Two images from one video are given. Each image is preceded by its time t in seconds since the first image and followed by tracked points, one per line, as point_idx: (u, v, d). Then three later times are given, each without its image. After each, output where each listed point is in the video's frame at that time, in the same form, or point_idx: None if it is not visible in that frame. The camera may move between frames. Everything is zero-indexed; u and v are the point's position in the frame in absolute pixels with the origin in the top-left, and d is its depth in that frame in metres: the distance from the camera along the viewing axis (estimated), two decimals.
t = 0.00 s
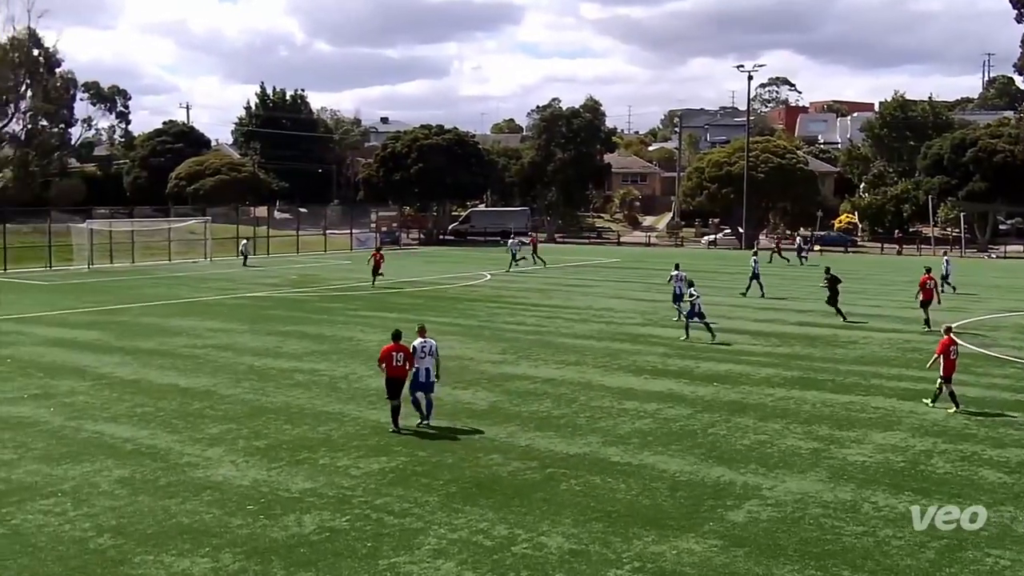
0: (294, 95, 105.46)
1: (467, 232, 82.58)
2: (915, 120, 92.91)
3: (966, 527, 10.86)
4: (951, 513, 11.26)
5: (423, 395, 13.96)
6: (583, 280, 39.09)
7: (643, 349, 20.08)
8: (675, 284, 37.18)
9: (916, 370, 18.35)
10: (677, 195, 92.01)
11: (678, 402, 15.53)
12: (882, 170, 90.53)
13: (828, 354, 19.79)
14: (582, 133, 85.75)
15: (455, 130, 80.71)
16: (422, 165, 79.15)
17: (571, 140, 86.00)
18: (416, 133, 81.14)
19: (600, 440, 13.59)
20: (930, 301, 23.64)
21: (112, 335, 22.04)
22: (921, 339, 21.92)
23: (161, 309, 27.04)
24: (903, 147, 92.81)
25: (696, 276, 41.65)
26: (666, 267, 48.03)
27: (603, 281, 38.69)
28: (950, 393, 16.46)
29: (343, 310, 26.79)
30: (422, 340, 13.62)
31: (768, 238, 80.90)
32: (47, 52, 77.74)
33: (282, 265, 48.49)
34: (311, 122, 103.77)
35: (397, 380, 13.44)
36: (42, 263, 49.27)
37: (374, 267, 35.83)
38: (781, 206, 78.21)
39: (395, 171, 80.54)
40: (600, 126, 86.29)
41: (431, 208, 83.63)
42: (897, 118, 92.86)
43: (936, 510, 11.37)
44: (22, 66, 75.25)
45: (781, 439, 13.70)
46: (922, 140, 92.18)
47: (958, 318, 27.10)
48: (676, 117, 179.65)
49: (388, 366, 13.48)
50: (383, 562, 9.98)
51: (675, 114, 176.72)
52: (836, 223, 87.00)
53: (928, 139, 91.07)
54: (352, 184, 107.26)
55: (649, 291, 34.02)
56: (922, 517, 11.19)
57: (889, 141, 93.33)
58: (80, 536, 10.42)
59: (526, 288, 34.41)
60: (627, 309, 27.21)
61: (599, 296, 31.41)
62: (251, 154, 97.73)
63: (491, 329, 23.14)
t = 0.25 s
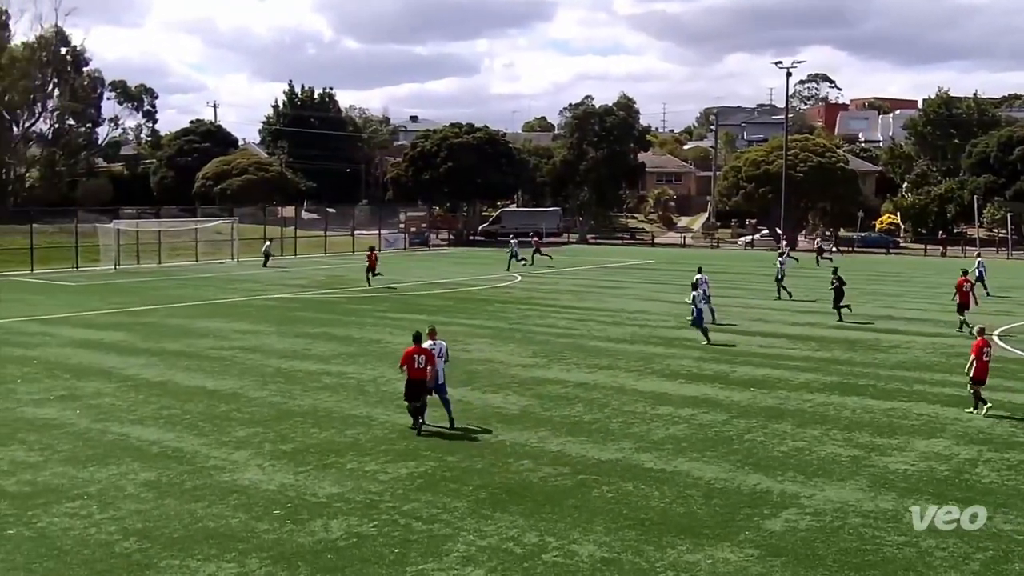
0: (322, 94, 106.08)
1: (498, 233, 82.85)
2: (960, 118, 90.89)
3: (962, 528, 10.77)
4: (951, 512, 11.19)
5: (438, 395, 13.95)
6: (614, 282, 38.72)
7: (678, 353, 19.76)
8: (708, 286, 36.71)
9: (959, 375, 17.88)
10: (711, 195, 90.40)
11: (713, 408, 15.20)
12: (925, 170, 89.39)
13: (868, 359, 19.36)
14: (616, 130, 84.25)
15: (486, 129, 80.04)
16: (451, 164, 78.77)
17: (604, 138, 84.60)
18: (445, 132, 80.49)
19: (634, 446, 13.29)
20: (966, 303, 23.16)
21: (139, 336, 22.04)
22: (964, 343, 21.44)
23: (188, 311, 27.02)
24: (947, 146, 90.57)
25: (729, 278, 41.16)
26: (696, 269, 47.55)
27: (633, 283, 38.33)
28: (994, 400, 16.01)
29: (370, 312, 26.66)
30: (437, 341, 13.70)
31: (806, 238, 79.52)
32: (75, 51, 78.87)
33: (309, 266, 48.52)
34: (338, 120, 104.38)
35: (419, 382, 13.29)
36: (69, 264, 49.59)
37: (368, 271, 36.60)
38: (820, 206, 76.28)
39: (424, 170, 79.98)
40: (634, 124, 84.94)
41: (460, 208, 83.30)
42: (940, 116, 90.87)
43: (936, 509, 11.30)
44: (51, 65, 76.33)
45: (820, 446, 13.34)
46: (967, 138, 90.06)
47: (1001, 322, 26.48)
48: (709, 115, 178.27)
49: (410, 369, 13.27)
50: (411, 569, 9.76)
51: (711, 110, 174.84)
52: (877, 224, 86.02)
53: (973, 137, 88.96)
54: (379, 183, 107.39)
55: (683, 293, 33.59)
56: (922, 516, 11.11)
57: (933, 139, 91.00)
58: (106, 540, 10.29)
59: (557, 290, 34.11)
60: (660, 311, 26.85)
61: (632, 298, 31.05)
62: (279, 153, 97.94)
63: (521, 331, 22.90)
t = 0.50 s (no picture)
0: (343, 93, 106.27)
1: (521, 233, 82.27)
2: (994, 116, 89.81)
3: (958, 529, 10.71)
4: (950, 512, 11.14)
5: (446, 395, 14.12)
6: (638, 284, 38.41)
7: (704, 357, 19.52)
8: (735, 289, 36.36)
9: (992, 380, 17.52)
10: (740, 196, 89.28)
11: (740, 413, 14.95)
12: (960, 170, 88.44)
13: (899, 364, 19.04)
14: (641, 131, 83.33)
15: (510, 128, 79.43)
16: (475, 163, 78.13)
17: (629, 139, 83.56)
18: (467, 132, 79.97)
19: (659, 451, 13.06)
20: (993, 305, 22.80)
21: (158, 338, 21.99)
22: (1000, 346, 21.07)
23: (207, 312, 26.98)
24: (982, 145, 89.18)
25: (753, 280, 40.79)
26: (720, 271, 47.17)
27: (656, 285, 38.04)
28: None
29: (392, 314, 26.54)
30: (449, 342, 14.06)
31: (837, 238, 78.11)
32: (94, 49, 79.62)
33: (328, 267, 48.50)
34: (359, 120, 104.50)
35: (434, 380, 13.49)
36: (89, 265, 49.81)
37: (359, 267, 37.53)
38: (851, 207, 75.31)
39: (446, 170, 79.55)
40: (659, 124, 84.16)
41: (483, 209, 82.91)
42: (974, 114, 89.77)
43: (935, 509, 11.24)
44: (70, 63, 77.66)
45: (850, 452, 13.07)
46: (1002, 137, 88.84)
47: None
48: (738, 112, 177.03)
49: (425, 368, 13.47)
50: None
51: (740, 109, 173.82)
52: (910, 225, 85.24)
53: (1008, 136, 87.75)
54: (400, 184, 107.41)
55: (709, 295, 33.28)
56: (921, 517, 11.06)
57: (967, 138, 89.83)
58: (123, 544, 10.15)
59: (582, 292, 33.85)
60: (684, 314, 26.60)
61: (657, 301, 30.77)
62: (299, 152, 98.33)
63: (545, 334, 22.71)
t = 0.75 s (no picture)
0: (367, 90, 106.35)
1: (546, 233, 81.26)
2: None
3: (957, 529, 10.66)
4: (950, 513, 11.06)
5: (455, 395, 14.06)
6: (666, 285, 38.06)
7: (734, 360, 19.26)
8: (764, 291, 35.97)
9: None
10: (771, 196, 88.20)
11: (771, 417, 14.69)
12: (997, 169, 84.28)
13: (934, 368, 18.67)
14: (670, 129, 82.42)
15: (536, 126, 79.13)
16: (500, 163, 77.91)
17: (658, 138, 82.47)
18: (493, 130, 79.77)
19: (688, 457, 12.82)
20: None
21: (180, 338, 21.95)
22: None
23: (230, 313, 26.95)
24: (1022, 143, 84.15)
25: (780, 282, 40.33)
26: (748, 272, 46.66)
27: (684, 286, 37.67)
28: None
29: (416, 315, 26.39)
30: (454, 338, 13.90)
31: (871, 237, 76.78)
32: (117, 48, 80.10)
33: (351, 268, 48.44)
34: (384, 119, 104.55)
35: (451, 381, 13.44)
36: (111, 265, 50.01)
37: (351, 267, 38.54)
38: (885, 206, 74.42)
39: (471, 169, 79.45)
40: (690, 121, 83.22)
41: (509, 208, 82.54)
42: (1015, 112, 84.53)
43: (935, 510, 11.16)
44: (93, 62, 77.86)
45: (884, 458, 12.79)
46: None
47: None
48: (769, 110, 175.12)
49: (440, 371, 13.35)
50: None
51: (772, 107, 172.07)
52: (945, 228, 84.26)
53: None
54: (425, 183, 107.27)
55: (739, 297, 32.93)
56: (921, 516, 10.98)
57: (1006, 137, 84.73)
58: (145, 547, 10.04)
59: (609, 294, 33.57)
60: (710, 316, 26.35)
61: (686, 302, 30.45)
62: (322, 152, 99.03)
63: (572, 336, 22.49)
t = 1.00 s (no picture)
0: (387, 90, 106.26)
1: (568, 234, 81.51)
2: None
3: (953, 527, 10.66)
4: (950, 513, 11.02)
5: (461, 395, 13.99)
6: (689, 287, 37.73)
7: (759, 363, 19.05)
8: (788, 293, 35.61)
9: None
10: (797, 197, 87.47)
11: (797, 422, 14.48)
12: None
13: (963, 372, 18.34)
14: (693, 128, 81.75)
15: (557, 126, 78.97)
16: (519, 163, 77.90)
17: (681, 137, 81.83)
18: (513, 130, 79.76)
19: (712, 461, 12.63)
20: None
21: (198, 341, 21.92)
22: None
23: (248, 315, 26.92)
24: None
25: (804, 284, 39.91)
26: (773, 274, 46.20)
27: (709, 288, 37.35)
28: None
29: (436, 318, 26.26)
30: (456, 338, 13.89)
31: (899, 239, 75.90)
32: (136, 47, 80.46)
33: (370, 270, 48.37)
34: (403, 118, 104.43)
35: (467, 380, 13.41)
36: (129, 266, 50.18)
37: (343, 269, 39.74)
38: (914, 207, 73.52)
39: (492, 169, 79.38)
40: (713, 121, 82.53)
41: (529, 208, 82.46)
42: None
43: (935, 510, 11.12)
44: (111, 62, 78.27)
45: (913, 463, 12.56)
46: None
47: None
48: (795, 109, 173.69)
49: (457, 372, 13.31)
50: None
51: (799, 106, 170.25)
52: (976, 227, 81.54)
53: None
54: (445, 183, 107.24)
55: (764, 299, 32.60)
56: (921, 516, 10.94)
57: None
58: (162, 551, 9.93)
59: (631, 296, 33.31)
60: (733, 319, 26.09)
61: (709, 305, 30.18)
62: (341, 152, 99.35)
63: (593, 339, 22.30)
